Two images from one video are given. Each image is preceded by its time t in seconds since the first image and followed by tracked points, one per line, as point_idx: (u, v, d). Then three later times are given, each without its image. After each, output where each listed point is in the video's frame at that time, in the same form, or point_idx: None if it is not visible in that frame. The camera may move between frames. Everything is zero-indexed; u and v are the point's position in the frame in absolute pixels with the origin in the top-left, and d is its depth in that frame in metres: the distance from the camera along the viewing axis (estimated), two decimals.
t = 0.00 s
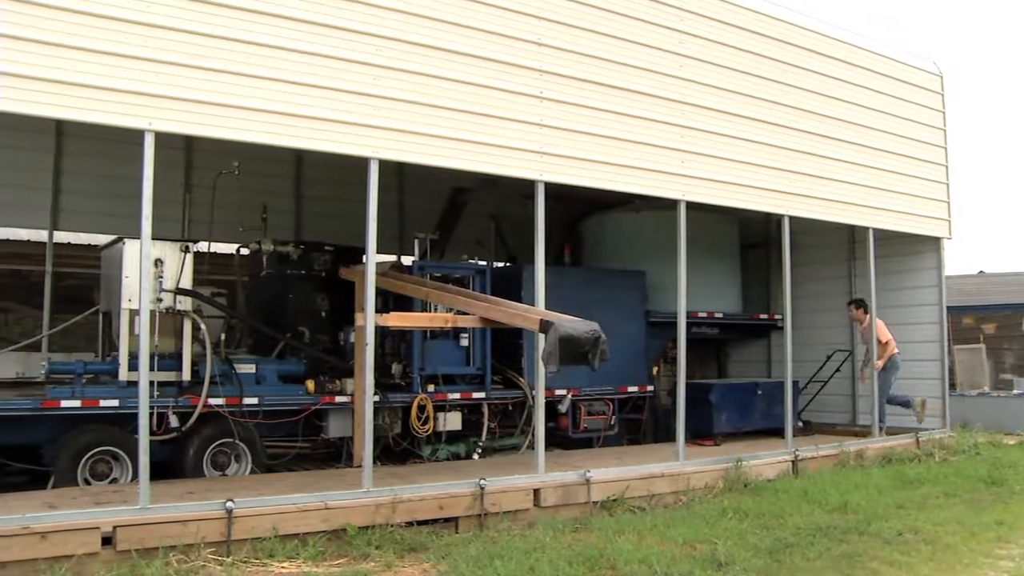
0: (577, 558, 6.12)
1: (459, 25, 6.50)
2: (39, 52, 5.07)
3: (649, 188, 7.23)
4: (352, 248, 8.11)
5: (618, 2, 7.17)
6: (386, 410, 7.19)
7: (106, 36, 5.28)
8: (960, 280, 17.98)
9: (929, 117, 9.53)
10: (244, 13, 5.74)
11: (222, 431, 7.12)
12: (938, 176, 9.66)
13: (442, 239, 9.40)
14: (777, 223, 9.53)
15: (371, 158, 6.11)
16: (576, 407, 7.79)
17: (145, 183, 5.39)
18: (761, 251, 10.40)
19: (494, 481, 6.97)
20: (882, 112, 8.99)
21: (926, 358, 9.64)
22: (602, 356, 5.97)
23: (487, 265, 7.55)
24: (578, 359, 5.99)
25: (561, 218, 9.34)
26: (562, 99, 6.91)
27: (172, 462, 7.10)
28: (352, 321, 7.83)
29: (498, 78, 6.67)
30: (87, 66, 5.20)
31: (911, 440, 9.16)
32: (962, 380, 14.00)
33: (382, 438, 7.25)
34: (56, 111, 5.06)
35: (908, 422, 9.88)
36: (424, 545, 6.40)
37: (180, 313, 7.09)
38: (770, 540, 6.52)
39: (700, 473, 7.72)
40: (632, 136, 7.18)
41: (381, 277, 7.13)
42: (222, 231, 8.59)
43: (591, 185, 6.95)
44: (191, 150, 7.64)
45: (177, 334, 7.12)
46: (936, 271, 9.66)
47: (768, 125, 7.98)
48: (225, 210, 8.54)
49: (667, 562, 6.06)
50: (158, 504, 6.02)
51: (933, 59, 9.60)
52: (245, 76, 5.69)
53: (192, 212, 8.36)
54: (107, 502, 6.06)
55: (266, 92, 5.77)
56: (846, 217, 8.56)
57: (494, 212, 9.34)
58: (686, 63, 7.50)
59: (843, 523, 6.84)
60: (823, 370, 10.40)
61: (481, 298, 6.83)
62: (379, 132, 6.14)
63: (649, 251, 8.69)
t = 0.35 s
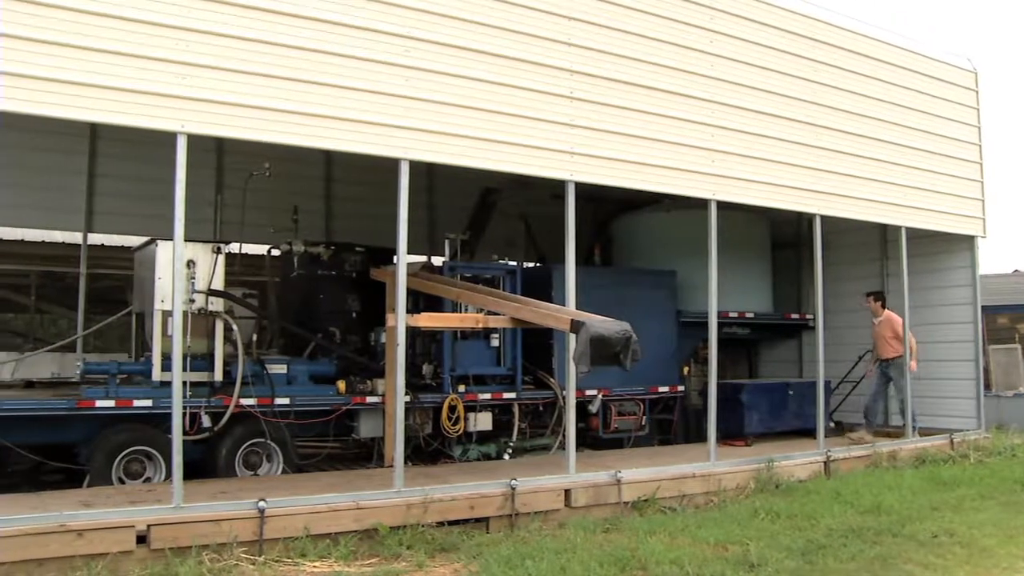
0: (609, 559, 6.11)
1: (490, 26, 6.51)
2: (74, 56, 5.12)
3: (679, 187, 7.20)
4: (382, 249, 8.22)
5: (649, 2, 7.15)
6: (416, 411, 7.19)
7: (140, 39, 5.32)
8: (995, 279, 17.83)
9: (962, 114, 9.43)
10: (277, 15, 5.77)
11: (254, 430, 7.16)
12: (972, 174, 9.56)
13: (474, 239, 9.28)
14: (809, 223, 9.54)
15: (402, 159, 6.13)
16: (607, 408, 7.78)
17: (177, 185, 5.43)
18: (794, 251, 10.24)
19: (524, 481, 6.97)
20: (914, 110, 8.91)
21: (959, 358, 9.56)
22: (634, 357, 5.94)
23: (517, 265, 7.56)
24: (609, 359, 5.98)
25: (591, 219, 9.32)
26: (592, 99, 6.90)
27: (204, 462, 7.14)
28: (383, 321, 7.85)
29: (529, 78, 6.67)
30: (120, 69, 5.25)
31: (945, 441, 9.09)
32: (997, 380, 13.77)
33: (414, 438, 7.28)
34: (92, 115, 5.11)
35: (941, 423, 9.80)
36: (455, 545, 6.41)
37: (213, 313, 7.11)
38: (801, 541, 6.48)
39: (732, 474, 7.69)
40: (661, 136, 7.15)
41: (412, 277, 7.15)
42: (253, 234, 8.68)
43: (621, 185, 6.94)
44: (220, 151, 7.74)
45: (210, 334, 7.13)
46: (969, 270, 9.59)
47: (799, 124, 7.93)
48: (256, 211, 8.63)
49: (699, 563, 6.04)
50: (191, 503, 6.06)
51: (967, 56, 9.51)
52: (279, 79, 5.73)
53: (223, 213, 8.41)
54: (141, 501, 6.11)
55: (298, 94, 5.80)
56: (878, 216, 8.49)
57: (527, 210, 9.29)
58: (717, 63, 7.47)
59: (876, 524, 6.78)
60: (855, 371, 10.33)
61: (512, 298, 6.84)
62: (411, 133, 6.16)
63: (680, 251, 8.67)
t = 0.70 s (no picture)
0: (637, 559, 6.10)
1: (516, 26, 6.52)
2: (101, 61, 5.18)
3: (705, 186, 7.18)
4: (409, 250, 8.22)
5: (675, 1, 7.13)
6: (444, 411, 7.24)
7: (172, 42, 5.38)
8: None
9: (992, 111, 9.33)
10: (306, 18, 5.81)
11: (282, 431, 7.19)
12: (1002, 172, 9.45)
13: (501, 239, 9.45)
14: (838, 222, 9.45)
15: (429, 159, 6.15)
16: (634, 408, 7.78)
17: (206, 187, 5.48)
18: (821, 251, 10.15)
19: (552, 481, 6.98)
20: (943, 108, 8.82)
21: (990, 359, 9.49)
22: (661, 357, 5.89)
23: (544, 265, 7.57)
24: (637, 359, 5.96)
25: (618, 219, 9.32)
26: (619, 99, 6.89)
27: (233, 462, 7.18)
28: (410, 322, 7.86)
29: (556, 78, 6.67)
30: (151, 72, 5.31)
31: (977, 442, 9.04)
32: None
33: (441, 438, 7.31)
34: (124, 118, 5.18)
35: (973, 423, 9.72)
36: (483, 545, 6.42)
37: (241, 314, 7.14)
38: (830, 543, 6.44)
39: (760, 474, 7.67)
40: (688, 135, 7.13)
41: (440, 278, 7.15)
42: (282, 235, 8.78)
43: (647, 185, 6.93)
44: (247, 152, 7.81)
45: (238, 335, 7.16)
46: (1000, 269, 9.51)
47: (827, 123, 7.88)
48: (283, 212, 8.73)
49: (728, 564, 6.02)
50: (220, 502, 6.11)
51: (998, 52, 9.40)
52: (308, 80, 5.77)
53: (252, 215, 8.53)
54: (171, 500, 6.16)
55: (328, 95, 5.83)
56: (907, 214, 8.43)
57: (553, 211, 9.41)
58: (743, 61, 7.44)
59: (907, 526, 6.73)
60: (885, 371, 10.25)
61: (539, 299, 6.83)
62: (439, 134, 6.19)
63: (708, 251, 8.64)
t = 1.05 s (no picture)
0: (667, 560, 6.08)
1: (544, 26, 6.52)
2: (154, 66, 5.29)
3: (733, 186, 7.15)
4: (438, 251, 8.21)
5: None
6: (473, 411, 7.26)
7: (207, 45, 5.45)
8: None
9: None
10: (336, 20, 5.84)
11: (312, 431, 7.20)
12: None
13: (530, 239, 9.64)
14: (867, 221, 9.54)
15: (458, 160, 6.17)
16: (663, 408, 7.76)
17: (237, 188, 5.52)
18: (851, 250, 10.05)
19: (581, 482, 6.97)
20: (976, 105, 8.72)
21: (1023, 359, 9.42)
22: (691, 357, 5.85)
23: (573, 265, 7.58)
24: (667, 359, 5.93)
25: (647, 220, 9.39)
26: (647, 98, 6.87)
27: (264, 462, 7.22)
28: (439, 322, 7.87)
29: (584, 78, 6.66)
30: (194, 78, 5.39)
31: (1011, 444, 9.04)
32: None
33: (471, 438, 7.33)
34: (160, 121, 5.25)
35: (1006, 424, 9.63)
36: (513, 546, 6.42)
37: (271, 315, 7.17)
38: (862, 544, 6.40)
39: (790, 475, 7.64)
40: (717, 135, 7.11)
41: (470, 279, 7.15)
42: (311, 237, 8.77)
43: (676, 184, 6.91)
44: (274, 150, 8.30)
45: (268, 335, 7.19)
46: None
47: (858, 121, 7.82)
48: (312, 214, 8.79)
49: (758, 565, 6.00)
50: (251, 501, 6.15)
51: None
52: (338, 82, 5.81)
53: (281, 216, 8.62)
54: (202, 500, 6.20)
55: (359, 97, 5.86)
56: (938, 213, 8.35)
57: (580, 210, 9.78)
58: (772, 59, 7.39)
59: (939, 528, 6.68)
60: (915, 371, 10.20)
61: (568, 299, 6.81)
62: (468, 135, 6.21)
63: (737, 250, 8.61)
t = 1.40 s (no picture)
0: (692, 562, 6.06)
1: (568, 26, 6.52)
2: (157, 65, 5.34)
3: (757, 185, 7.13)
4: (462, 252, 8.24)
5: None
6: (497, 411, 7.25)
7: (227, 48, 5.52)
8: None
9: None
10: (362, 22, 5.89)
11: (337, 432, 7.18)
12: None
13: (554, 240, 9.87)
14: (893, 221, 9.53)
15: (483, 161, 6.19)
16: (688, 409, 7.77)
17: (263, 190, 5.56)
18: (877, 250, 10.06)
19: (606, 483, 6.96)
20: (1004, 103, 8.63)
21: None
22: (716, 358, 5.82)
23: (597, 266, 7.60)
24: (692, 360, 5.88)
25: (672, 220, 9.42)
26: (671, 98, 6.86)
27: (290, 462, 7.23)
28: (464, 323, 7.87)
29: (608, 78, 6.65)
30: (203, 77, 5.44)
31: None
32: None
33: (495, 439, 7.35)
34: (187, 124, 5.32)
35: None
36: (538, 546, 6.42)
37: (296, 316, 7.19)
38: (889, 547, 6.36)
39: (816, 476, 7.61)
40: (741, 134, 7.09)
41: (496, 280, 7.13)
42: (335, 236, 8.91)
43: (700, 184, 6.90)
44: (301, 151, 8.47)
45: (293, 336, 7.17)
46: None
47: (884, 119, 7.77)
48: (337, 214, 8.94)
49: (784, 566, 5.97)
50: (277, 501, 6.17)
51: None
52: (363, 84, 5.85)
53: (307, 218, 8.73)
54: (228, 500, 6.23)
55: (384, 98, 5.90)
56: (965, 213, 8.28)
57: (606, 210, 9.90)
58: (797, 59, 7.36)
59: (968, 531, 6.62)
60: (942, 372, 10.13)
61: (593, 300, 6.78)
62: (492, 135, 6.22)
63: (763, 250, 8.59)
